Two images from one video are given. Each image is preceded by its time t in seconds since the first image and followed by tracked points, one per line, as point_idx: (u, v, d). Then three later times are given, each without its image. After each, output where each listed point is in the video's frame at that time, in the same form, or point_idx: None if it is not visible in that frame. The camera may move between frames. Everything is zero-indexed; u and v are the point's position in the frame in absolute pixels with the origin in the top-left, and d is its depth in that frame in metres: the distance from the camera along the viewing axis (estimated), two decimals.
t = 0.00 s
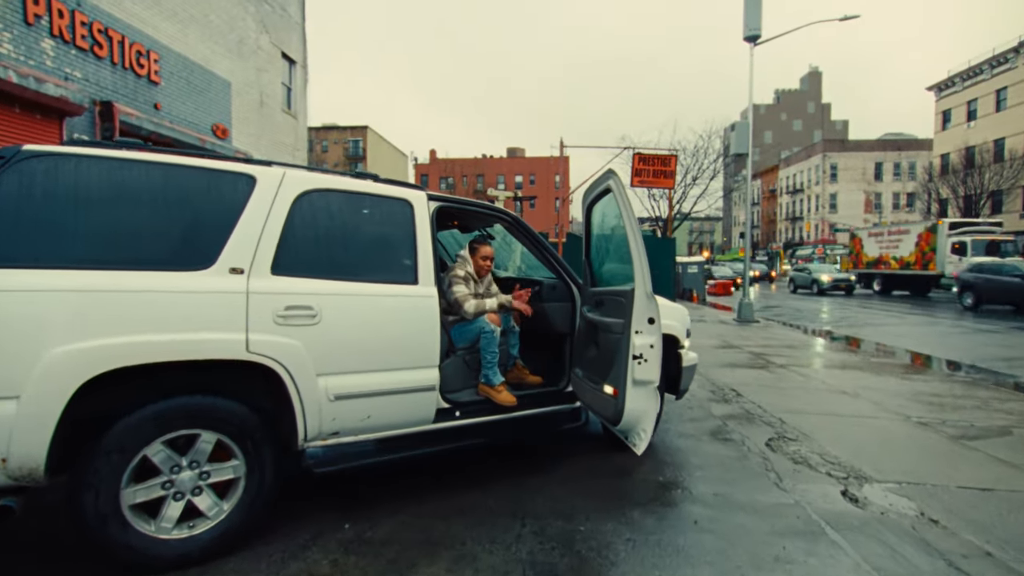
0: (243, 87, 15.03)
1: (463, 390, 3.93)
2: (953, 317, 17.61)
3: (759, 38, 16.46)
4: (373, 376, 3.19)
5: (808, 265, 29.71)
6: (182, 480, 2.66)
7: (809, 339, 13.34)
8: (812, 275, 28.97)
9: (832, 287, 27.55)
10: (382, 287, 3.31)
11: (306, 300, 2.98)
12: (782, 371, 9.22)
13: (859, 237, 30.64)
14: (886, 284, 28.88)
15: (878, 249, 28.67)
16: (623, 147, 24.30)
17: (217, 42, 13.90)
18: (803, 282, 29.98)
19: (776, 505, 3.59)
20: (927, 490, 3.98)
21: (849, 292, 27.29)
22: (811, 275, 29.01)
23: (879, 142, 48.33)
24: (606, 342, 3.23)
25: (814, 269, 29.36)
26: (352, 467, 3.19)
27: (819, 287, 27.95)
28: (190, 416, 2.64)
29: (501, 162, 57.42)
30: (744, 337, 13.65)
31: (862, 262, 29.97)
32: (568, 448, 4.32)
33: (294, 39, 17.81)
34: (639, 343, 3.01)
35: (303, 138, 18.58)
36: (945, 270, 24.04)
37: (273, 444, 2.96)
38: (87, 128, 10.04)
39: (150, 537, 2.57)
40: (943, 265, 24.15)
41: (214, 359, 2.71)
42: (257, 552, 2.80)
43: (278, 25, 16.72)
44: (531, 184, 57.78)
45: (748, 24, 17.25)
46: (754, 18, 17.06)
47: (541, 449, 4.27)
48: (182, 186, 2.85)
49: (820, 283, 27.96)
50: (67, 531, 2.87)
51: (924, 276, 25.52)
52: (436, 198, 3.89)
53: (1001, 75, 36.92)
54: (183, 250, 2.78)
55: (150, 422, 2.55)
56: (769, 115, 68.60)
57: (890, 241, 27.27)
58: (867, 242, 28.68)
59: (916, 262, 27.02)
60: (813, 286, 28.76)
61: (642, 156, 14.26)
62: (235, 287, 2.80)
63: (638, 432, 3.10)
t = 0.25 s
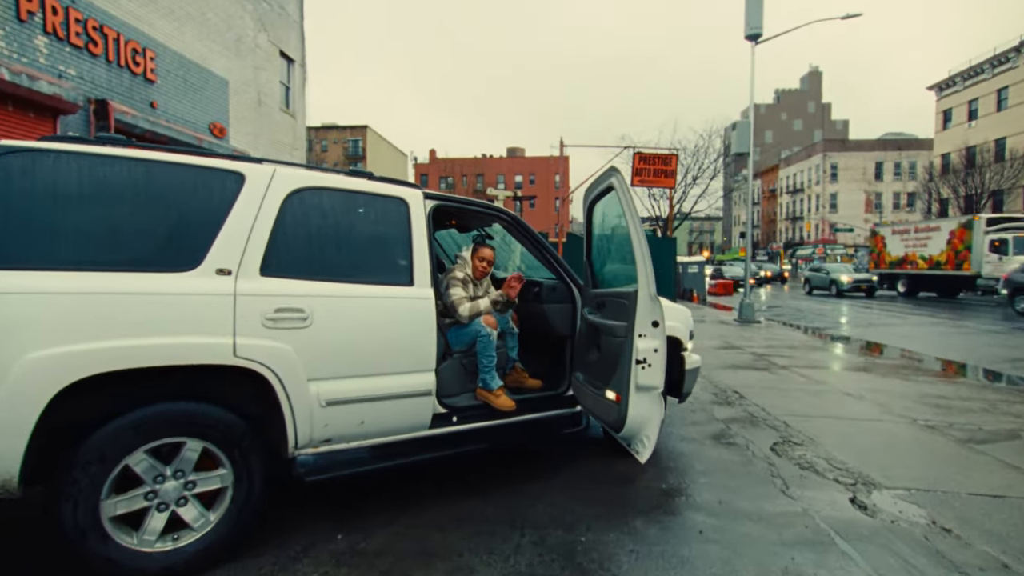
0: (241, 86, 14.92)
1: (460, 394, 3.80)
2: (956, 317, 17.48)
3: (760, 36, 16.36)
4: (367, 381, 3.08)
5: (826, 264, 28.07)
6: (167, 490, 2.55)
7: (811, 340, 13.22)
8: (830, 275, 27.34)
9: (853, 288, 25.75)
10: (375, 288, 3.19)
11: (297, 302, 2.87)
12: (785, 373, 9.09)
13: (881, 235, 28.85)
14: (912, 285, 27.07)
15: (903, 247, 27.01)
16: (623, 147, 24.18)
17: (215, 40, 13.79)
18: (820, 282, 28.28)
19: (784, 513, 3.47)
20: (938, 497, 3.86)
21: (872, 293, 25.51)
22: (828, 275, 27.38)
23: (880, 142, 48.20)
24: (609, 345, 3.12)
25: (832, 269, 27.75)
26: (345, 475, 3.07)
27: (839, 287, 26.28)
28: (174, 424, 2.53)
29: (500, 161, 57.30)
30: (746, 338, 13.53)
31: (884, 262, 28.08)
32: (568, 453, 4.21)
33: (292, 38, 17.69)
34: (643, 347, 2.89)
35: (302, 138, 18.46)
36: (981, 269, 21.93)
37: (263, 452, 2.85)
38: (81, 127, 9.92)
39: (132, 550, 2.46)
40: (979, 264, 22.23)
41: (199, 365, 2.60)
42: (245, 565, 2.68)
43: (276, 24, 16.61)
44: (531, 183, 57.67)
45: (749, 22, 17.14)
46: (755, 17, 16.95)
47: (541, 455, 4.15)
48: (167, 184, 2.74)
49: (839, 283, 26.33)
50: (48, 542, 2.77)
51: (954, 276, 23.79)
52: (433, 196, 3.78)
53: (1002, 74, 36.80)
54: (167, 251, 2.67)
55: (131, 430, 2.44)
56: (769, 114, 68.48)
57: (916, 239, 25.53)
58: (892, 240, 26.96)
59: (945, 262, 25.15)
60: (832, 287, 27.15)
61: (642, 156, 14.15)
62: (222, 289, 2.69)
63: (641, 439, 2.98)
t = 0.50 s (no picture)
0: (240, 83, 14.81)
1: (459, 398, 3.68)
2: (960, 317, 17.34)
3: (763, 34, 16.22)
4: (362, 386, 2.98)
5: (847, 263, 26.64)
6: (153, 500, 2.45)
7: (814, 340, 13.09)
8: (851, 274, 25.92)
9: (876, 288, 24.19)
10: (371, 289, 3.09)
11: (289, 304, 2.77)
12: (789, 373, 8.98)
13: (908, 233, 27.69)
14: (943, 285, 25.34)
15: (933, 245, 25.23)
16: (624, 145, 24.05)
17: (213, 37, 13.68)
18: (840, 282, 27.01)
19: (793, 521, 3.37)
20: (950, 504, 3.76)
21: (897, 293, 24.08)
22: (849, 275, 26.00)
23: (882, 140, 47.98)
24: (613, 349, 3.01)
25: (854, 269, 26.40)
26: (339, 482, 2.97)
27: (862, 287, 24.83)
28: (161, 431, 2.42)
29: (501, 160, 57.16)
30: (749, 338, 13.40)
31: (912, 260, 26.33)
32: (570, 458, 4.11)
33: (292, 35, 17.58)
34: (648, 351, 2.78)
35: (301, 136, 18.34)
36: None
37: (254, 459, 2.74)
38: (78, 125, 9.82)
39: (116, 562, 2.36)
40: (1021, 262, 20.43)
41: (187, 369, 2.49)
42: None
43: (275, 22, 16.50)
44: (532, 182, 57.55)
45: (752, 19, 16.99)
46: (758, 14, 16.80)
47: (542, 460, 4.05)
48: (153, 181, 2.63)
49: (862, 283, 24.89)
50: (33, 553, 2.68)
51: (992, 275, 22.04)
52: (431, 194, 3.67)
53: (1006, 72, 36.60)
54: (154, 250, 2.56)
55: (115, 438, 2.34)
56: (770, 113, 68.25)
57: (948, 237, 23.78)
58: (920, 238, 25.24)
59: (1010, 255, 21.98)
60: (854, 287, 25.72)
61: (644, 154, 14.03)
62: (210, 291, 2.58)
63: (646, 446, 2.86)
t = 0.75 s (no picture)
0: (239, 81, 14.71)
1: (458, 400, 3.58)
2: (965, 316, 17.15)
3: (767, 30, 16.05)
4: (356, 391, 2.87)
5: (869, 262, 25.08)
6: (136, 512, 2.35)
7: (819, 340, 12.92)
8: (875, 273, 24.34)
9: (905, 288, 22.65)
10: (366, 290, 2.98)
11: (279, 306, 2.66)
12: (793, 374, 8.85)
13: (941, 228, 24.46)
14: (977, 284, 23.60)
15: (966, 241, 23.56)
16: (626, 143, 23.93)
17: (212, 34, 13.58)
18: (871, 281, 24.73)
19: (802, 530, 3.26)
20: (965, 511, 3.63)
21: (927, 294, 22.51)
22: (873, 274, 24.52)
23: (885, 138, 47.71)
24: (617, 352, 2.89)
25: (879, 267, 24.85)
26: (332, 490, 2.87)
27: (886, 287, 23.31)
28: (144, 439, 2.32)
29: (502, 159, 57.01)
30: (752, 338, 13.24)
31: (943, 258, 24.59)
32: (572, 463, 3.99)
33: (291, 33, 17.47)
34: (653, 355, 2.66)
35: (301, 134, 18.23)
36: None
37: (243, 467, 2.63)
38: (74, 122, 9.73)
39: None
40: None
41: (171, 374, 2.38)
42: None
43: (274, 19, 16.39)
44: (533, 181, 57.40)
45: (755, 16, 16.82)
46: (761, 10, 16.63)
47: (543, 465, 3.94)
48: (137, 178, 2.52)
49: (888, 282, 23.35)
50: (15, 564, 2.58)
51: None
52: (427, 192, 3.56)
53: (1010, 69, 36.34)
54: (138, 250, 2.46)
55: (96, 447, 2.23)
56: (773, 111, 67.96)
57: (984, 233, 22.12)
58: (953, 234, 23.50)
59: None
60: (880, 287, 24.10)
61: (646, 152, 13.90)
62: (195, 292, 2.47)
63: (651, 454, 2.73)
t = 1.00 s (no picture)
0: (238, 78, 14.61)
1: (455, 406, 3.47)
2: (970, 315, 16.98)
3: (770, 27, 15.90)
4: (349, 396, 2.76)
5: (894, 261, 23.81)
6: (116, 524, 2.24)
7: (823, 340, 12.78)
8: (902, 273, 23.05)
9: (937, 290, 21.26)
10: (359, 291, 2.87)
11: (269, 308, 2.55)
12: (798, 374, 8.72)
13: (976, 223, 23.01)
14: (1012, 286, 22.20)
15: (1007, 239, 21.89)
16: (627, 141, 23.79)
17: (210, 31, 13.49)
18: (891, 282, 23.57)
19: (813, 540, 3.14)
20: (979, 518, 3.52)
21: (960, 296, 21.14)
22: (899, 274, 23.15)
23: (887, 136, 47.49)
24: (620, 355, 2.78)
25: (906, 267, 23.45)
26: (324, 499, 2.76)
27: (915, 288, 22.14)
28: (125, 448, 2.21)
29: (503, 157, 56.89)
30: (756, 338, 13.12)
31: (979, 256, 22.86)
32: (574, 468, 3.88)
33: (291, 30, 17.35)
34: (658, 359, 2.54)
35: (301, 132, 18.13)
36: None
37: (231, 476, 2.52)
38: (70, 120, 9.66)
39: None
40: None
41: (154, 379, 2.28)
42: None
43: (274, 16, 16.29)
44: (534, 179, 57.26)
45: (758, 12, 16.67)
46: (764, 6, 16.47)
47: (544, 471, 3.83)
48: (118, 174, 2.41)
49: (917, 283, 21.98)
50: None
51: None
52: (423, 188, 3.44)
53: (1014, 67, 36.08)
54: (119, 249, 2.35)
55: (73, 458, 2.12)
56: (775, 109, 67.69)
57: None
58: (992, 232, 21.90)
59: None
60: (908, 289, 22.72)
61: (648, 150, 13.76)
62: (179, 294, 2.36)
63: (656, 463, 2.61)
